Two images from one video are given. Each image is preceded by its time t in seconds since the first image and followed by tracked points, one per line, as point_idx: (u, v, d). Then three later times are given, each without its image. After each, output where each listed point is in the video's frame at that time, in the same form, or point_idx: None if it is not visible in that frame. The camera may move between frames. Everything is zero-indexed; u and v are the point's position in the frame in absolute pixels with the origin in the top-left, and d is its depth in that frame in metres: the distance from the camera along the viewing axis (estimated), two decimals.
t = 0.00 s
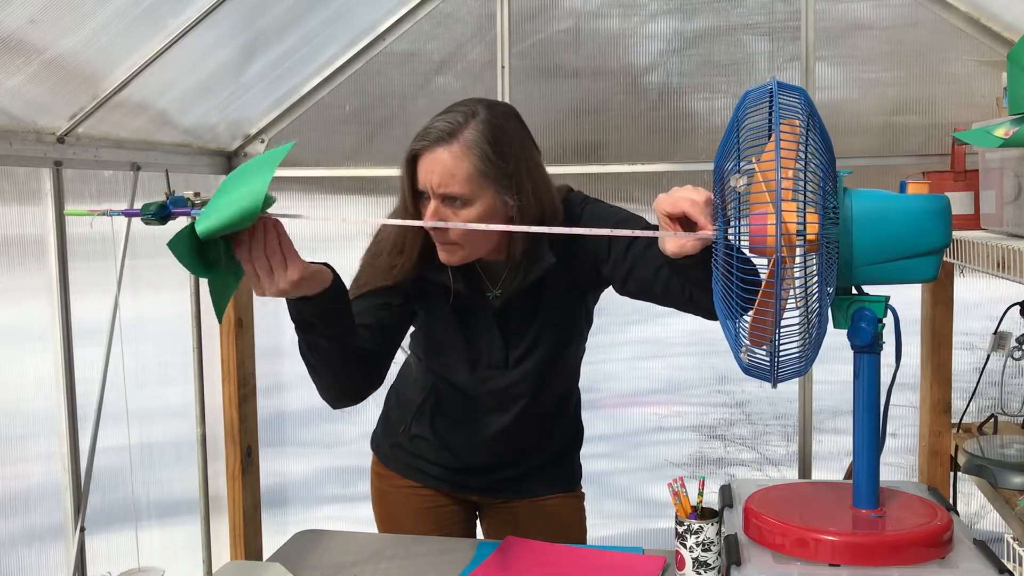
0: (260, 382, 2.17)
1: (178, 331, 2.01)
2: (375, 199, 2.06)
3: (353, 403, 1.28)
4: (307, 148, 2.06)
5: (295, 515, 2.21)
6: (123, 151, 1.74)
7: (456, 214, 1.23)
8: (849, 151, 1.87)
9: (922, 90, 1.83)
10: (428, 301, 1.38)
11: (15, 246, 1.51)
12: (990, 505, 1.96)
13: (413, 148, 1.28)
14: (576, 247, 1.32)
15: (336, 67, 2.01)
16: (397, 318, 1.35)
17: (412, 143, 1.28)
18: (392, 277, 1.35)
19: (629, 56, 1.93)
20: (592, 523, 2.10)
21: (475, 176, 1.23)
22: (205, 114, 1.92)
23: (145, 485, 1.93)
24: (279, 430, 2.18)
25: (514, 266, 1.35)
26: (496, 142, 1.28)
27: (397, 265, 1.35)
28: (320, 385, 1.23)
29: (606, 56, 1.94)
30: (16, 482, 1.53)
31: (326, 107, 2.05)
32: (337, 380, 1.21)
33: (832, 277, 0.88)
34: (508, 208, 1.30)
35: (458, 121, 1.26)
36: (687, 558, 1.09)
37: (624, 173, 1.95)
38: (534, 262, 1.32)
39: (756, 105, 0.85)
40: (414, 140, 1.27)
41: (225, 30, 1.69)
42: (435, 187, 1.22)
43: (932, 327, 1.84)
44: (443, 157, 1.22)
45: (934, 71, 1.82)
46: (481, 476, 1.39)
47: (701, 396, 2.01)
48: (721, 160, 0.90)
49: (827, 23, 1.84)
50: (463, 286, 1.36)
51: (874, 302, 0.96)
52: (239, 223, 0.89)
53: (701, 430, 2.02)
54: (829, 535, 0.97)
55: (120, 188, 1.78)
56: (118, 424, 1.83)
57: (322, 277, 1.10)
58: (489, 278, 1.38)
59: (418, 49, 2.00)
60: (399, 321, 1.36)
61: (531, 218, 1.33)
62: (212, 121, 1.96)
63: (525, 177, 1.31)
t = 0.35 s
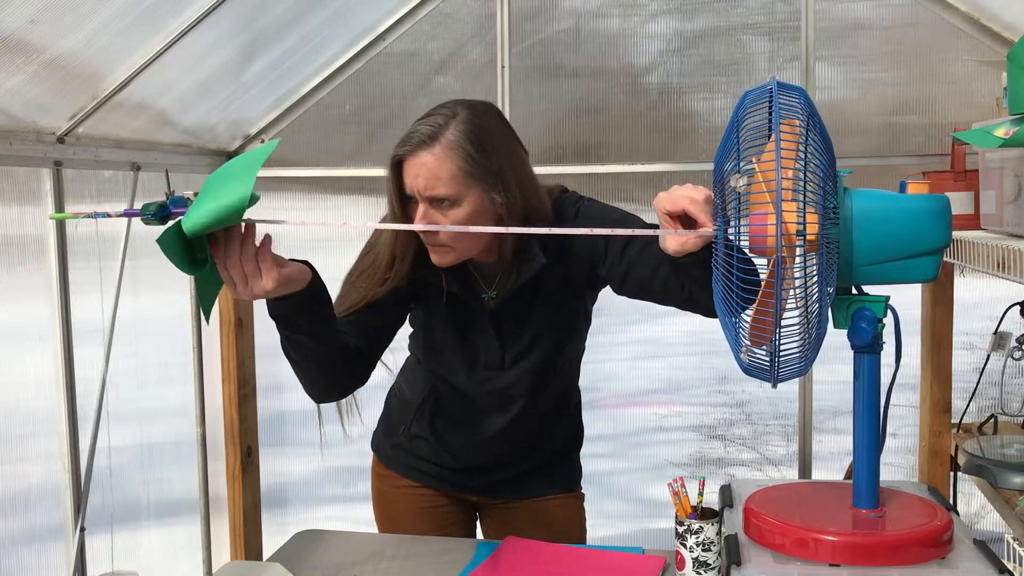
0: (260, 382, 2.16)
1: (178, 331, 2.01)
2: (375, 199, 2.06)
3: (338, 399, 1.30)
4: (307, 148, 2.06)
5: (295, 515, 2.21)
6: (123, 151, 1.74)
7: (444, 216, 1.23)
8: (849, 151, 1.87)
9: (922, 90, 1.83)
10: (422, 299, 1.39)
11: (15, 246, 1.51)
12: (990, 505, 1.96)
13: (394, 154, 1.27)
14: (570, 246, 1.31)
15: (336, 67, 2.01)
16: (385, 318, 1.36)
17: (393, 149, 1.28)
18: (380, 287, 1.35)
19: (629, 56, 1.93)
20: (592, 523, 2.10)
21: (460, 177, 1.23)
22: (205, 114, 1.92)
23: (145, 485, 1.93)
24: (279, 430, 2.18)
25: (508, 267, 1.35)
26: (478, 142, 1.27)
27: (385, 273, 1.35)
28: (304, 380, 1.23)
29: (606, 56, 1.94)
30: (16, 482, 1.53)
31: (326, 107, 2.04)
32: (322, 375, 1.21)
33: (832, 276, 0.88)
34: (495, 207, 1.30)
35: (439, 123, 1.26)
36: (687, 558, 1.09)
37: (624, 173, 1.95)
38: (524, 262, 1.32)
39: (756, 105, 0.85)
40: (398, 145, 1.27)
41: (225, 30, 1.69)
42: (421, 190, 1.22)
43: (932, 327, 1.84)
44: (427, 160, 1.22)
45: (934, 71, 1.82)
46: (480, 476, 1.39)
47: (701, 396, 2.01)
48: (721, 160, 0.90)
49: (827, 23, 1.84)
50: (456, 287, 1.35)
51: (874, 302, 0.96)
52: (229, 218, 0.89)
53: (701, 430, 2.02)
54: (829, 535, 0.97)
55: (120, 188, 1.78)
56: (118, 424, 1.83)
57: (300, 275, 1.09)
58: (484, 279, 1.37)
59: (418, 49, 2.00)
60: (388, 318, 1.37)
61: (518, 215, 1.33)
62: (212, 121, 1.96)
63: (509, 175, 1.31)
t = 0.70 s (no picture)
0: (260, 382, 2.16)
1: (178, 331, 2.01)
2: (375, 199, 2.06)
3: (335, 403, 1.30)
4: (307, 148, 2.06)
5: (295, 515, 2.21)
6: (123, 151, 1.74)
7: (433, 210, 1.23)
8: (849, 151, 1.87)
9: (922, 90, 1.83)
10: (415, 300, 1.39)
11: (15, 247, 1.51)
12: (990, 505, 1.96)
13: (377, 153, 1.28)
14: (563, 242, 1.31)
15: (336, 67, 2.01)
16: (379, 322, 1.35)
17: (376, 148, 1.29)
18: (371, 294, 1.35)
19: (629, 56, 1.93)
20: (592, 523, 2.10)
21: (442, 169, 1.23)
22: (205, 114, 1.92)
23: (145, 485, 1.93)
24: (279, 431, 2.18)
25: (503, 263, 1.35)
26: (459, 135, 1.28)
27: (373, 277, 1.35)
28: (298, 384, 1.23)
29: (606, 57, 1.94)
30: (17, 482, 1.53)
31: (326, 107, 2.04)
32: (316, 378, 1.21)
33: (833, 276, 0.88)
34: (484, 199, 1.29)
35: (418, 119, 1.27)
36: (687, 558, 1.09)
37: (624, 173, 1.95)
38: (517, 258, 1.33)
39: (757, 105, 0.85)
40: (380, 144, 1.27)
41: (225, 30, 1.69)
42: (406, 186, 1.22)
43: (932, 327, 1.84)
44: (409, 155, 1.23)
45: (934, 71, 1.82)
46: (479, 476, 1.39)
47: (700, 396, 2.01)
48: (721, 159, 0.90)
49: (827, 23, 1.84)
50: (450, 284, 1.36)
51: (875, 302, 0.96)
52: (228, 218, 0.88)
53: (701, 430, 2.02)
54: (829, 535, 0.97)
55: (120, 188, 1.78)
56: (118, 424, 1.83)
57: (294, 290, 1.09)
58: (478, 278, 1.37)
59: (418, 49, 2.00)
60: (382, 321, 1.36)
61: (506, 206, 1.32)
62: (212, 121, 1.96)
63: (493, 166, 1.30)
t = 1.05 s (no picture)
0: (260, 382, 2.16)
1: (178, 331, 2.01)
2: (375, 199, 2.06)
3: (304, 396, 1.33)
4: (307, 148, 2.06)
5: (295, 515, 2.21)
6: (123, 151, 1.74)
7: (429, 200, 1.24)
8: (849, 151, 1.87)
9: (922, 90, 1.83)
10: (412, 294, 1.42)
11: (15, 247, 1.51)
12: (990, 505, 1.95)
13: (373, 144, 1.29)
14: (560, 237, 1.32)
15: (336, 67, 2.01)
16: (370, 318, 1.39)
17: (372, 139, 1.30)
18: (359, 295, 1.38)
19: (629, 56, 1.93)
20: (592, 523, 2.10)
21: (437, 158, 1.23)
22: (205, 114, 1.92)
23: (145, 485, 1.93)
24: (279, 431, 2.18)
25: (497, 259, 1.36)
26: (452, 123, 1.27)
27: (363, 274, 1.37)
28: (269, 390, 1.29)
29: (606, 57, 1.94)
30: (17, 482, 1.53)
31: (326, 107, 2.04)
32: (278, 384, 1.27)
33: (832, 276, 0.88)
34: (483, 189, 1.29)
35: (412, 109, 1.27)
36: (687, 558, 1.09)
37: (624, 173, 1.95)
38: (512, 254, 1.32)
39: (755, 105, 0.85)
40: (376, 135, 1.28)
41: (225, 30, 1.70)
42: (401, 177, 1.23)
43: (932, 327, 1.84)
44: (403, 146, 1.23)
45: (934, 71, 1.82)
46: (478, 477, 1.39)
47: (700, 396, 2.01)
48: (720, 160, 0.90)
49: (827, 23, 1.84)
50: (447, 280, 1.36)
51: (874, 302, 0.96)
52: (236, 201, 0.89)
53: (701, 430, 2.02)
54: (829, 535, 0.97)
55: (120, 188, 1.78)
56: (117, 424, 1.83)
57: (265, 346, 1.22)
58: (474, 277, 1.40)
59: (418, 49, 2.00)
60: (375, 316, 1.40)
61: (502, 195, 1.31)
62: (212, 121, 1.96)
63: (490, 153, 1.29)
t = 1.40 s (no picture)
0: (260, 382, 2.16)
1: (178, 331, 2.01)
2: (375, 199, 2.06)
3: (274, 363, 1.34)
4: (306, 148, 2.06)
5: (295, 515, 2.21)
6: (123, 151, 1.74)
7: (427, 211, 1.24)
8: (849, 151, 1.87)
9: (922, 90, 1.83)
10: (407, 295, 1.40)
11: (15, 247, 1.51)
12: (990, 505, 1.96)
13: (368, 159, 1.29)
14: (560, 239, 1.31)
15: (336, 67, 2.01)
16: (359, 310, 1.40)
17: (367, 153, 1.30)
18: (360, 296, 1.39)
19: (629, 56, 1.93)
20: (591, 523, 2.10)
21: (432, 169, 1.24)
22: (205, 114, 1.92)
23: (145, 485, 1.93)
24: (279, 431, 2.18)
25: (497, 260, 1.35)
26: (445, 132, 1.27)
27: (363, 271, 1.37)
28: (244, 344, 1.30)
29: (606, 57, 1.94)
30: (17, 482, 1.53)
31: (326, 107, 2.04)
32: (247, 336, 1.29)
33: (832, 276, 0.88)
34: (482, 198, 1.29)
35: (404, 122, 1.27)
36: (687, 558, 1.09)
37: (625, 173, 1.95)
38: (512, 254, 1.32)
39: (756, 105, 0.85)
40: (370, 151, 1.29)
41: (225, 30, 1.69)
42: (398, 190, 1.24)
43: (933, 327, 1.84)
44: (397, 159, 1.24)
45: (934, 71, 1.82)
46: (478, 477, 1.39)
47: (700, 396, 2.01)
48: (721, 160, 0.90)
49: (827, 24, 1.84)
50: (444, 280, 1.35)
51: (874, 302, 0.96)
52: (236, 206, 0.87)
53: (701, 430, 2.02)
54: (829, 535, 0.97)
55: (119, 188, 1.77)
56: (117, 424, 1.83)
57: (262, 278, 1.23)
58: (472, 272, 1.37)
59: (418, 49, 2.00)
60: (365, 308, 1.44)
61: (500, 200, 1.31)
62: (212, 121, 1.96)
63: (485, 161, 1.30)
